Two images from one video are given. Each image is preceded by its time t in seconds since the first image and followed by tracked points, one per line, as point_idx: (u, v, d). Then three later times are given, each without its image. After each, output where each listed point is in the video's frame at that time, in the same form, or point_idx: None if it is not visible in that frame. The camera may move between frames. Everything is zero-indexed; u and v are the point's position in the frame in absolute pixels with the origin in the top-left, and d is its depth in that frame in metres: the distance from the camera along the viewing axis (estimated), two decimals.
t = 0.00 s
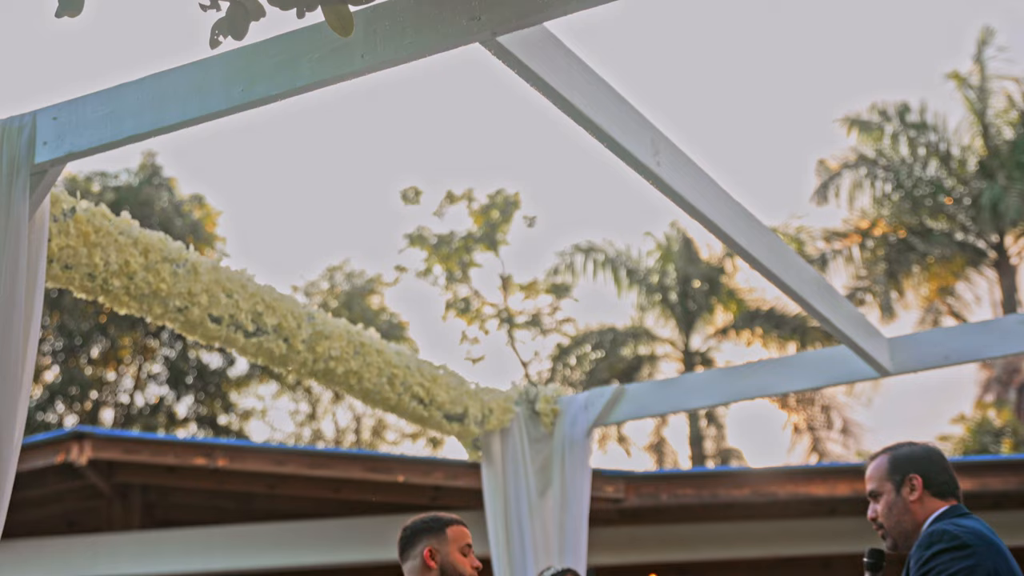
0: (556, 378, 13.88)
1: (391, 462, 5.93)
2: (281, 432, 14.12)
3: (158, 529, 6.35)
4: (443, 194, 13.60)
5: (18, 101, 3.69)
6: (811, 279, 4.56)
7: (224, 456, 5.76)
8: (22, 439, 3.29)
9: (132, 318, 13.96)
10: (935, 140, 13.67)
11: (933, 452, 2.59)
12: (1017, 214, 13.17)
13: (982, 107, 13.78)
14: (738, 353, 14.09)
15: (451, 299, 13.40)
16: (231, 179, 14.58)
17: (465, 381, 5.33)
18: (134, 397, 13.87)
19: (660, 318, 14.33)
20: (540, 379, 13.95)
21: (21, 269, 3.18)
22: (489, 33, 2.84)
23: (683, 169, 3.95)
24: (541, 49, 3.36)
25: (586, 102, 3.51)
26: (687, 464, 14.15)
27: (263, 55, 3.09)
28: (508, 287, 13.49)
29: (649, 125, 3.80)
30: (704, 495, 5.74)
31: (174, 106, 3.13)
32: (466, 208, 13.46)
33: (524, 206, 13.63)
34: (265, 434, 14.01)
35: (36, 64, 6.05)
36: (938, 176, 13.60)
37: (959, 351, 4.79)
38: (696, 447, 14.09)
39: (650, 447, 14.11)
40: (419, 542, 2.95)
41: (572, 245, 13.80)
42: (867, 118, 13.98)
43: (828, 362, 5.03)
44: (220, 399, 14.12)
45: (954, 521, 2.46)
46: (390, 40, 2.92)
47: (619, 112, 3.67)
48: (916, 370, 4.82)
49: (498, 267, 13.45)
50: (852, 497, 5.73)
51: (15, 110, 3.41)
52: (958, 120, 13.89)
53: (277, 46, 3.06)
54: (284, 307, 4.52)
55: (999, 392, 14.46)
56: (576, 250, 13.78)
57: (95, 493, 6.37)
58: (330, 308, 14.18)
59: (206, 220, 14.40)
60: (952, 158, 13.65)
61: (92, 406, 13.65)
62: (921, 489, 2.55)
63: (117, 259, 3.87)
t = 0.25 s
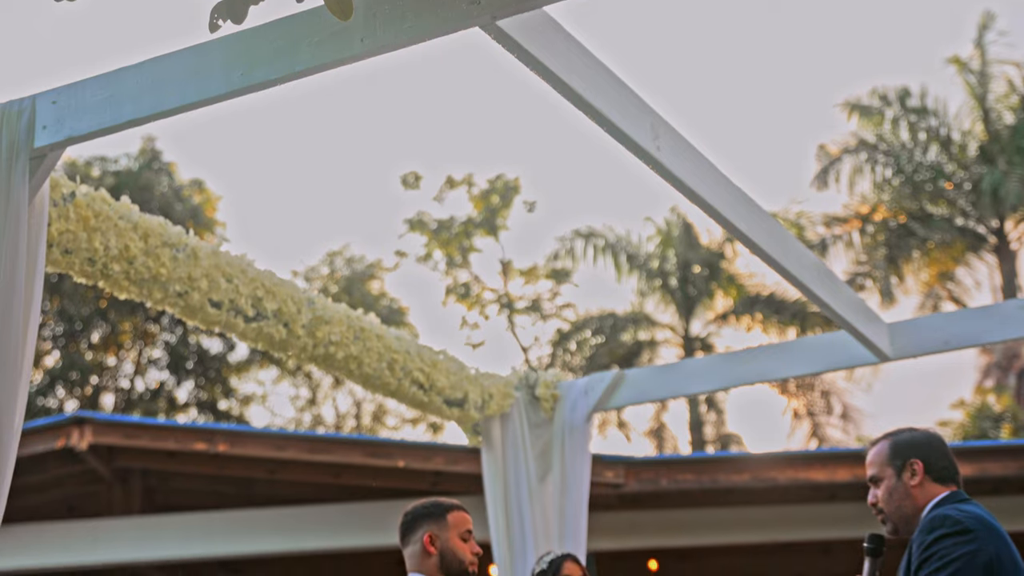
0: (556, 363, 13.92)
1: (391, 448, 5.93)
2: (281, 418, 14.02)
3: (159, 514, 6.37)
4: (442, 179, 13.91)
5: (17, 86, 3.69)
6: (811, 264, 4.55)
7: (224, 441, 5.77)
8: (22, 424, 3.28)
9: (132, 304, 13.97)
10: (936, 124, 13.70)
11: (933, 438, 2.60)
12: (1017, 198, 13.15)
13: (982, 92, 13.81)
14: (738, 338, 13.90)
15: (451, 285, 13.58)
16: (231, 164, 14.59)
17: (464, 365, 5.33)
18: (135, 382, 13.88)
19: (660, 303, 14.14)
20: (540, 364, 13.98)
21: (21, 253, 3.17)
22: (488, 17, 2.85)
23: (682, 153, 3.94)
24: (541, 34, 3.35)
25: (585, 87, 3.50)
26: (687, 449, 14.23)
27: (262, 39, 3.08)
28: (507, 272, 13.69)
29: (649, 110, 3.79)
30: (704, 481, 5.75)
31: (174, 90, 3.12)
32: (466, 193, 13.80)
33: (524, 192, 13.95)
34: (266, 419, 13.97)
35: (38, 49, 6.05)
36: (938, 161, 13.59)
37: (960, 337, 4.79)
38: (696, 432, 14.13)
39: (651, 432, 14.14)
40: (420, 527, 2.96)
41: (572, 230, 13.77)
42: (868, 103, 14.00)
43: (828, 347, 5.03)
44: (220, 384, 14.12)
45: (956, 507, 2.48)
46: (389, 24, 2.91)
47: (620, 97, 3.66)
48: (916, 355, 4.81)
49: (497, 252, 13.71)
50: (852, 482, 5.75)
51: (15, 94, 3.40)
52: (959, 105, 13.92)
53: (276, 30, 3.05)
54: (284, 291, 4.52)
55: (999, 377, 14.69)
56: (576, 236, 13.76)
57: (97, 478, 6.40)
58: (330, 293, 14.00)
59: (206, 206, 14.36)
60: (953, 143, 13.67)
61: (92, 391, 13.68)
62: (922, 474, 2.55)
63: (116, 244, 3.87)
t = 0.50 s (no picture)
0: (556, 350, 13.93)
1: (391, 434, 5.93)
2: (282, 404, 14.13)
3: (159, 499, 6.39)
4: (443, 165, 13.94)
5: (17, 73, 3.67)
6: (812, 251, 4.54)
7: (224, 427, 5.79)
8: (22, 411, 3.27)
9: (133, 290, 13.92)
10: (936, 110, 13.70)
11: (935, 423, 2.60)
12: (1018, 184, 13.14)
13: (983, 78, 13.77)
14: (738, 324, 13.93)
15: (451, 271, 13.59)
16: (231, 151, 14.56)
17: (464, 351, 5.33)
18: (135, 368, 13.88)
19: (660, 290, 14.18)
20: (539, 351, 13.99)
21: (21, 239, 3.16)
22: (487, 3, 2.85)
23: (682, 139, 3.94)
24: (540, 20, 3.35)
25: (585, 73, 3.50)
26: (687, 435, 14.25)
27: (263, 24, 3.07)
28: (507, 258, 13.73)
29: (649, 96, 3.79)
30: (703, 466, 5.76)
31: (175, 76, 3.11)
32: (466, 179, 13.86)
33: (524, 177, 14.00)
34: (266, 405, 13.98)
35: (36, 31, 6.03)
36: (939, 147, 13.63)
37: (959, 323, 4.79)
38: (696, 419, 14.17)
39: (651, 418, 14.16)
40: (420, 514, 2.97)
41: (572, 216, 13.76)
42: (868, 89, 14.00)
43: (829, 333, 5.03)
44: (220, 370, 14.12)
45: (958, 492, 2.49)
46: (388, 10, 2.90)
47: (619, 82, 3.66)
48: (915, 342, 4.81)
49: (497, 239, 13.71)
50: (851, 468, 5.76)
51: (15, 81, 3.39)
52: (959, 91, 13.86)
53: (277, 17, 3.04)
54: (284, 277, 4.52)
55: (999, 363, 14.54)
56: (576, 222, 13.75)
57: (97, 464, 6.42)
58: (330, 279, 14.11)
59: (206, 191, 14.33)
60: (953, 129, 13.69)
61: (93, 376, 13.69)
62: (924, 459, 2.56)
63: (116, 229, 3.86)
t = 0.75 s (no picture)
0: (556, 338, 13.86)
1: (391, 422, 5.93)
2: (282, 393, 14.01)
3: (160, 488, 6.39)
4: (442, 153, 14.12)
5: (16, 60, 3.66)
6: (812, 239, 4.54)
7: (224, 415, 5.79)
8: (22, 400, 3.26)
9: (132, 278, 14.06)
10: (937, 98, 13.76)
11: (939, 413, 2.61)
12: (1020, 171, 13.31)
13: (984, 66, 13.89)
14: (739, 312, 13.89)
15: (451, 259, 13.77)
16: (230, 138, 14.59)
17: (464, 340, 5.34)
18: (135, 356, 13.91)
19: (660, 278, 14.13)
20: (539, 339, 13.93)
21: (21, 226, 3.14)
22: None
23: (683, 126, 3.92)
24: (539, 5, 3.34)
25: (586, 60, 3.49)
26: (687, 423, 14.31)
27: (263, 11, 3.06)
28: (508, 246, 13.85)
29: (649, 84, 3.78)
30: (703, 455, 5.77)
31: (174, 64, 3.09)
32: (466, 167, 14.05)
33: (525, 165, 14.15)
34: (266, 393, 13.94)
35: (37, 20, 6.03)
36: (940, 135, 13.75)
37: (960, 312, 4.78)
38: (696, 407, 14.21)
39: (651, 406, 14.19)
40: (420, 503, 2.97)
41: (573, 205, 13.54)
42: (869, 77, 13.92)
43: (829, 321, 5.02)
44: (220, 358, 14.12)
45: (961, 479, 2.49)
46: None
47: (619, 70, 3.65)
48: (915, 330, 4.81)
49: (496, 227, 13.91)
50: (852, 456, 5.77)
51: (13, 69, 3.37)
52: (959, 78, 13.92)
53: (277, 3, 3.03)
54: (284, 266, 4.51)
55: (999, 352, 14.84)
56: (577, 210, 13.56)
57: (97, 452, 6.42)
58: (330, 268, 14.13)
59: (206, 178, 14.52)
60: (954, 117, 13.79)
61: (93, 364, 13.71)
62: (927, 446, 2.57)
63: (116, 218, 3.85)
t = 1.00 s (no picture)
0: (556, 328, 13.73)
1: (391, 411, 5.93)
2: (282, 381, 14.06)
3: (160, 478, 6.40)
4: (443, 142, 14.12)
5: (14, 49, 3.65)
6: (813, 229, 4.54)
7: (224, 405, 5.79)
8: (21, 389, 3.24)
9: (133, 267, 14.05)
10: (938, 87, 13.82)
11: (941, 404, 2.61)
12: (1021, 161, 13.26)
13: (985, 55, 13.93)
14: (739, 302, 13.88)
15: (451, 249, 13.77)
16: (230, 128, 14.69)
17: (464, 330, 5.34)
18: (135, 345, 13.92)
19: (661, 268, 14.24)
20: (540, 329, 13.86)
21: (20, 216, 3.12)
22: None
23: (683, 115, 3.91)
24: None
25: (586, 49, 3.48)
26: (687, 414, 14.32)
27: None
28: (508, 236, 13.79)
29: (649, 73, 3.78)
30: (703, 445, 5.77)
31: (174, 53, 3.08)
32: (467, 156, 14.02)
33: (526, 154, 14.12)
34: (266, 382, 13.97)
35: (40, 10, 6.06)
36: (941, 124, 13.73)
37: (960, 302, 4.77)
38: (696, 397, 14.25)
39: (651, 396, 14.24)
40: (420, 494, 2.98)
41: (572, 195, 13.80)
42: (869, 66, 14.05)
43: (829, 311, 5.02)
44: (220, 348, 14.12)
45: (962, 469, 2.49)
46: None
47: (620, 58, 3.64)
48: (915, 320, 4.80)
49: (497, 217, 13.86)
50: (852, 446, 5.77)
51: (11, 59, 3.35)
52: (960, 68, 14.01)
53: None
54: (285, 255, 4.51)
55: (999, 342, 14.72)
56: (576, 200, 13.79)
57: (98, 442, 6.43)
58: (330, 257, 14.08)
59: (206, 168, 14.51)
60: (955, 106, 13.82)
61: (93, 354, 13.73)
62: (928, 436, 2.57)
63: (116, 207, 3.83)
